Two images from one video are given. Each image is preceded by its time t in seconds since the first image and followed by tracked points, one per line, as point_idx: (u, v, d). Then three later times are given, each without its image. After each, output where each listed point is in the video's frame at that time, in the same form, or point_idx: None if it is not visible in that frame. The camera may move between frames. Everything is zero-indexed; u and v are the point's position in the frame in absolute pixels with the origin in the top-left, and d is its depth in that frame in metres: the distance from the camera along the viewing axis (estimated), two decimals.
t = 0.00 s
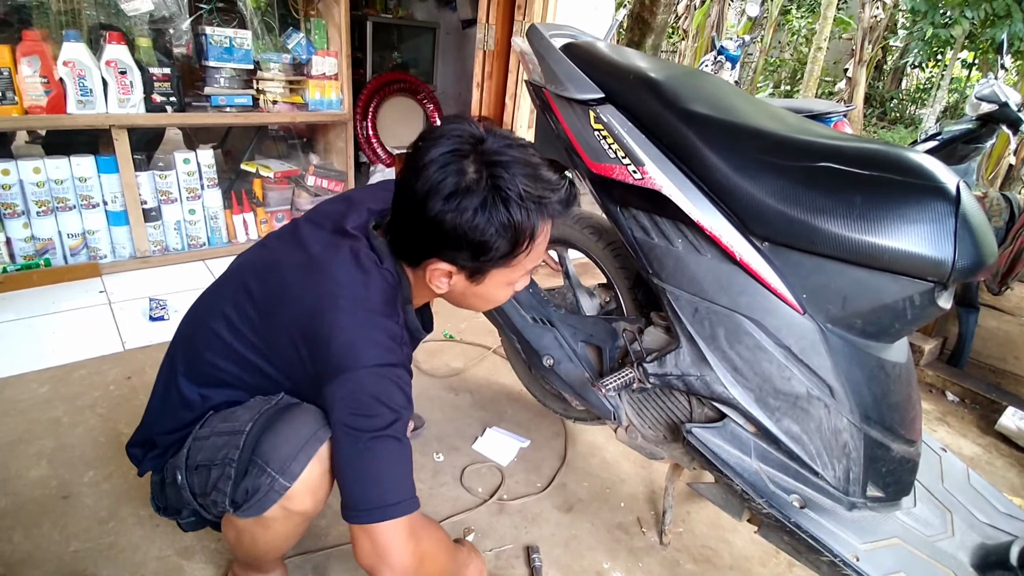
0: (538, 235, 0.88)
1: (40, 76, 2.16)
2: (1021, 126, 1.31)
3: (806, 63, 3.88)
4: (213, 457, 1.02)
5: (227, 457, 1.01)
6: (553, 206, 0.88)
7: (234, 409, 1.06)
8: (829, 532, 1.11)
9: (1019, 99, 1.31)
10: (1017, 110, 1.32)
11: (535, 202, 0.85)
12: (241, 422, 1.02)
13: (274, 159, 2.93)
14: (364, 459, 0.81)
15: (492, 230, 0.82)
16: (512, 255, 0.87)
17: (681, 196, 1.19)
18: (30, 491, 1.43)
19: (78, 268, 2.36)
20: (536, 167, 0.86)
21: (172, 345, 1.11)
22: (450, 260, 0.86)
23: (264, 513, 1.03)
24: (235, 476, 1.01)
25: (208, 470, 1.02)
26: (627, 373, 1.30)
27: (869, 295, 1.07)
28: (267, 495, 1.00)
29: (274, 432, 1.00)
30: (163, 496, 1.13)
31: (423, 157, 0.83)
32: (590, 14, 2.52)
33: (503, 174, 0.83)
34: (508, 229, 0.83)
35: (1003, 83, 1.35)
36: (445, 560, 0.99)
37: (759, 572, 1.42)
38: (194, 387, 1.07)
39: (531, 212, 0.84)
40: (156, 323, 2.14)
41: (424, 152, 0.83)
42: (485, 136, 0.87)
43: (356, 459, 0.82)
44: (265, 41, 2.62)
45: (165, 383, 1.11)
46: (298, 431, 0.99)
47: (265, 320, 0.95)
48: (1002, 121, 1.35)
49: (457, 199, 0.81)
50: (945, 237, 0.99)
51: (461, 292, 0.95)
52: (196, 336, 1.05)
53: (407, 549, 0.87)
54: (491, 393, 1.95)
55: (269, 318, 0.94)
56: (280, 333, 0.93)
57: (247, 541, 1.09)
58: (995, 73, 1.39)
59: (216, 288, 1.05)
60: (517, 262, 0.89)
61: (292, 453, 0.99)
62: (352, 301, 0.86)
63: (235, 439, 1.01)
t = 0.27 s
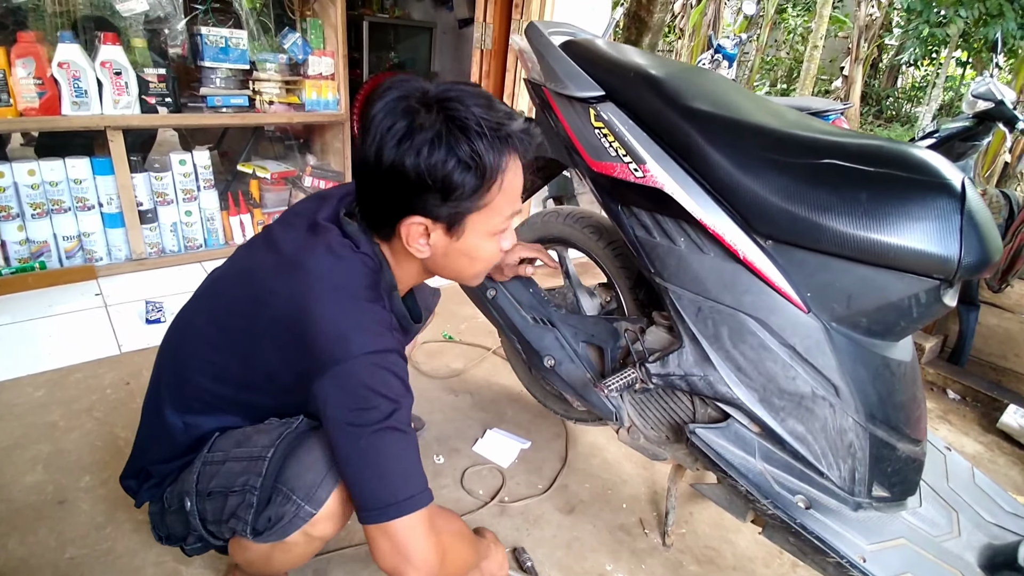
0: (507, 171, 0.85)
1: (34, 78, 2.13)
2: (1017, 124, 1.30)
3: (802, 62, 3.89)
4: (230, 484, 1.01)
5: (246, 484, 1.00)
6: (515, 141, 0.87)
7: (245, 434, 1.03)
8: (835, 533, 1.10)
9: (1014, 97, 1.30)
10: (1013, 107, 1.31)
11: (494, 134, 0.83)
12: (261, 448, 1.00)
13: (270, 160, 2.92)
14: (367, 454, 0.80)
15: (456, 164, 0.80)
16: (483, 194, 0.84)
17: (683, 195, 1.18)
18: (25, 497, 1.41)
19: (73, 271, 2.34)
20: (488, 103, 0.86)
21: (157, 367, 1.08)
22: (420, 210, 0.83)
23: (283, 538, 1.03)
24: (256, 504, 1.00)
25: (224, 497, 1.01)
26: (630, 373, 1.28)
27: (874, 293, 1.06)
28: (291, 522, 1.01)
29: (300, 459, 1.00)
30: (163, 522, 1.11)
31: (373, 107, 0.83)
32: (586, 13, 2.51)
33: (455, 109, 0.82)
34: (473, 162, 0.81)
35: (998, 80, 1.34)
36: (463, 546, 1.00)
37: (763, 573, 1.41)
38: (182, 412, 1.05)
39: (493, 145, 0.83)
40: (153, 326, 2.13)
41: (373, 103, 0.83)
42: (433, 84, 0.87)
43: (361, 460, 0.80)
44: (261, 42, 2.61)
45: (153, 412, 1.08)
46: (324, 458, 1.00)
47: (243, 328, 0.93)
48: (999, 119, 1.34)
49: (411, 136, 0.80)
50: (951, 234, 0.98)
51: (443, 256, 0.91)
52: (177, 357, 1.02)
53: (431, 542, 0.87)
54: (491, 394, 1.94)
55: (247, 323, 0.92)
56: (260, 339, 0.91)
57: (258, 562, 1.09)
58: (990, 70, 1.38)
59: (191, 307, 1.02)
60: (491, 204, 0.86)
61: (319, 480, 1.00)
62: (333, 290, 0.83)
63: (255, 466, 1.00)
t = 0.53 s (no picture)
0: (443, 106, 0.83)
1: (34, 78, 2.14)
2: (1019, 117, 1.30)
3: (804, 57, 3.87)
4: (236, 470, 1.01)
5: (252, 469, 1.00)
6: (436, 75, 0.84)
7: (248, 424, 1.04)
8: (836, 526, 1.09)
9: (1017, 90, 1.29)
10: (1015, 101, 1.31)
11: (416, 73, 0.81)
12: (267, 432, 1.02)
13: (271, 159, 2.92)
14: (312, 454, 0.75)
15: (392, 114, 0.77)
16: (429, 138, 0.81)
17: (682, 188, 1.18)
18: (28, 496, 1.41)
19: (75, 270, 2.35)
20: (392, 45, 0.84)
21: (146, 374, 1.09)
22: (375, 176, 0.80)
23: (287, 522, 1.04)
24: (263, 488, 1.01)
25: (230, 483, 1.01)
26: (630, 367, 1.28)
27: (873, 285, 1.06)
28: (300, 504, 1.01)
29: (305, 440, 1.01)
30: (168, 519, 1.11)
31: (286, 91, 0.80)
32: (586, 10, 2.51)
33: (367, 63, 0.80)
34: (409, 107, 0.78)
35: (1001, 74, 1.33)
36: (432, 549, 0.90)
37: (765, 568, 1.40)
38: (174, 414, 1.05)
39: (420, 84, 0.80)
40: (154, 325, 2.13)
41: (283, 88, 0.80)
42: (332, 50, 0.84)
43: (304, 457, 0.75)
44: (261, 41, 2.61)
45: (148, 415, 1.09)
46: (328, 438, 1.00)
47: (210, 329, 0.91)
48: (1002, 112, 1.33)
49: (334, 104, 0.76)
50: (950, 225, 0.97)
51: (411, 218, 0.89)
52: (162, 358, 1.02)
53: (378, 546, 0.80)
54: (492, 391, 1.94)
55: (212, 324, 0.90)
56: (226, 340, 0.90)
57: (261, 550, 1.08)
58: (992, 64, 1.37)
59: (171, 309, 1.02)
60: (440, 148, 0.83)
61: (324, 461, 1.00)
62: (282, 286, 0.81)
63: (261, 450, 1.01)
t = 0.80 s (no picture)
0: (403, 93, 0.81)
1: (33, 78, 2.13)
2: (1020, 111, 1.29)
3: (804, 52, 3.87)
4: (230, 464, 1.01)
5: (246, 462, 1.01)
6: (398, 61, 0.82)
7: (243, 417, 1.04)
8: (838, 521, 1.09)
9: (1017, 84, 1.28)
10: (1016, 94, 1.30)
11: (372, 60, 0.79)
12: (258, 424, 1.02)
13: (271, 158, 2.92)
14: (297, 456, 0.74)
15: (343, 102, 0.76)
16: (386, 127, 0.79)
17: (682, 183, 1.17)
18: (30, 495, 1.42)
19: (76, 270, 2.35)
20: (353, 30, 0.83)
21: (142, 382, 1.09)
22: (329, 167, 0.79)
23: (282, 516, 1.04)
24: (258, 480, 1.01)
25: (225, 477, 1.02)
26: (630, 364, 1.28)
27: (874, 279, 1.06)
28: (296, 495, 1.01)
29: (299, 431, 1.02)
30: (170, 517, 1.11)
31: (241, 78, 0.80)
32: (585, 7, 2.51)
33: (323, 49, 0.79)
34: (362, 94, 0.77)
35: (1003, 68, 1.31)
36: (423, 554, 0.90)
37: (766, 563, 1.40)
38: (168, 413, 1.05)
39: (376, 72, 0.78)
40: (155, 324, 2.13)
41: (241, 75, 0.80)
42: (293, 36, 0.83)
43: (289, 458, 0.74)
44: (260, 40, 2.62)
45: (145, 418, 1.08)
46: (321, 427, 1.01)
47: (193, 331, 0.92)
48: (1001, 106, 1.32)
49: (284, 92, 0.76)
50: (951, 218, 0.97)
51: (375, 210, 0.87)
52: (151, 360, 1.02)
53: (367, 548, 0.79)
54: (493, 388, 1.94)
55: (195, 326, 0.90)
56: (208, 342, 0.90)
57: (259, 545, 1.08)
58: (994, 58, 1.36)
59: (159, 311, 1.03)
60: (400, 137, 0.81)
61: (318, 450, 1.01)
62: (257, 287, 0.81)
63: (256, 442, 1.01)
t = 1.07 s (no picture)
0: (384, 116, 0.78)
1: (32, 79, 2.14)
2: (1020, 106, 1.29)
3: (803, 49, 3.86)
4: (231, 469, 1.01)
5: (246, 468, 1.01)
6: (389, 81, 0.80)
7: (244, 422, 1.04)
8: (838, 516, 1.10)
9: (1017, 78, 1.29)
10: (1016, 89, 1.31)
11: (358, 78, 0.77)
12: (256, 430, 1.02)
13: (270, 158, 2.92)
14: (295, 473, 0.75)
15: (313, 118, 0.74)
16: (356, 149, 0.77)
17: (681, 181, 1.18)
18: (33, 495, 1.42)
19: (76, 271, 2.35)
20: (354, 44, 0.81)
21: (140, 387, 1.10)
22: (297, 180, 0.78)
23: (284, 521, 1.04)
24: (258, 486, 1.00)
25: (226, 483, 1.01)
26: (631, 362, 1.28)
27: (873, 276, 1.06)
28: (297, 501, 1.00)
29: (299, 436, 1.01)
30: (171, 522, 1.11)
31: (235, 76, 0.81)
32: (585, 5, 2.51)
33: (313, 58, 0.78)
34: (334, 113, 0.75)
35: (1001, 63, 1.32)
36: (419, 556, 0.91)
37: (767, 559, 1.41)
38: (168, 419, 1.05)
39: (358, 91, 0.76)
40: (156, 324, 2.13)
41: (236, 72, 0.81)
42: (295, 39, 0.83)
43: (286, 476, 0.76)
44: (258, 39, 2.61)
45: (145, 422, 1.08)
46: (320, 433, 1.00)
47: (188, 341, 0.92)
48: (1001, 101, 1.33)
49: (261, 96, 0.76)
50: (949, 215, 0.97)
51: (349, 229, 0.85)
52: (149, 368, 1.02)
53: (368, 561, 0.80)
54: (493, 386, 1.94)
55: (190, 338, 0.91)
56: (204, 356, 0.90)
57: (262, 548, 1.08)
58: (992, 52, 1.36)
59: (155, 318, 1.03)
60: (376, 161, 0.78)
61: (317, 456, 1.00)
62: (253, 300, 0.81)
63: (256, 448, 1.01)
